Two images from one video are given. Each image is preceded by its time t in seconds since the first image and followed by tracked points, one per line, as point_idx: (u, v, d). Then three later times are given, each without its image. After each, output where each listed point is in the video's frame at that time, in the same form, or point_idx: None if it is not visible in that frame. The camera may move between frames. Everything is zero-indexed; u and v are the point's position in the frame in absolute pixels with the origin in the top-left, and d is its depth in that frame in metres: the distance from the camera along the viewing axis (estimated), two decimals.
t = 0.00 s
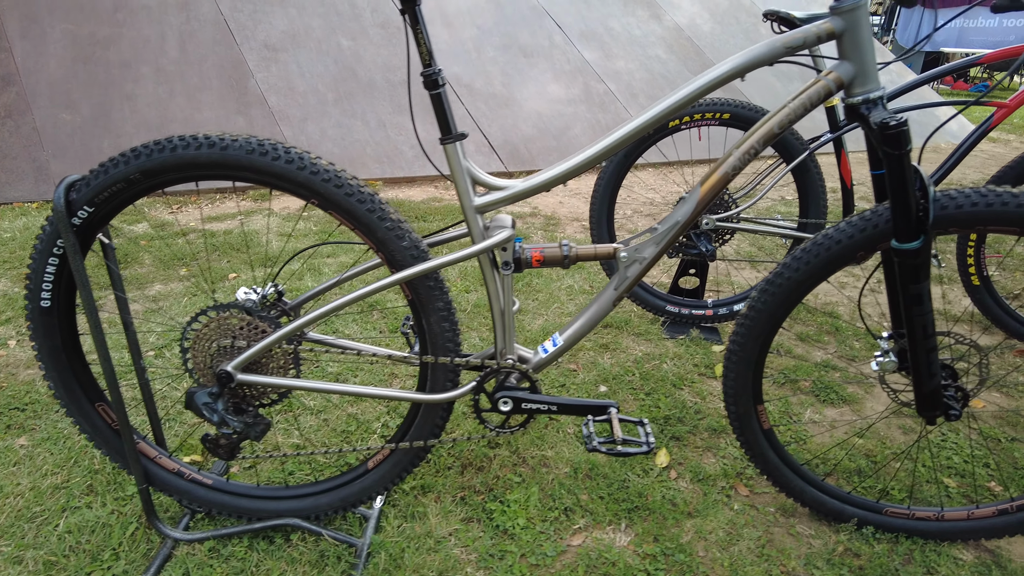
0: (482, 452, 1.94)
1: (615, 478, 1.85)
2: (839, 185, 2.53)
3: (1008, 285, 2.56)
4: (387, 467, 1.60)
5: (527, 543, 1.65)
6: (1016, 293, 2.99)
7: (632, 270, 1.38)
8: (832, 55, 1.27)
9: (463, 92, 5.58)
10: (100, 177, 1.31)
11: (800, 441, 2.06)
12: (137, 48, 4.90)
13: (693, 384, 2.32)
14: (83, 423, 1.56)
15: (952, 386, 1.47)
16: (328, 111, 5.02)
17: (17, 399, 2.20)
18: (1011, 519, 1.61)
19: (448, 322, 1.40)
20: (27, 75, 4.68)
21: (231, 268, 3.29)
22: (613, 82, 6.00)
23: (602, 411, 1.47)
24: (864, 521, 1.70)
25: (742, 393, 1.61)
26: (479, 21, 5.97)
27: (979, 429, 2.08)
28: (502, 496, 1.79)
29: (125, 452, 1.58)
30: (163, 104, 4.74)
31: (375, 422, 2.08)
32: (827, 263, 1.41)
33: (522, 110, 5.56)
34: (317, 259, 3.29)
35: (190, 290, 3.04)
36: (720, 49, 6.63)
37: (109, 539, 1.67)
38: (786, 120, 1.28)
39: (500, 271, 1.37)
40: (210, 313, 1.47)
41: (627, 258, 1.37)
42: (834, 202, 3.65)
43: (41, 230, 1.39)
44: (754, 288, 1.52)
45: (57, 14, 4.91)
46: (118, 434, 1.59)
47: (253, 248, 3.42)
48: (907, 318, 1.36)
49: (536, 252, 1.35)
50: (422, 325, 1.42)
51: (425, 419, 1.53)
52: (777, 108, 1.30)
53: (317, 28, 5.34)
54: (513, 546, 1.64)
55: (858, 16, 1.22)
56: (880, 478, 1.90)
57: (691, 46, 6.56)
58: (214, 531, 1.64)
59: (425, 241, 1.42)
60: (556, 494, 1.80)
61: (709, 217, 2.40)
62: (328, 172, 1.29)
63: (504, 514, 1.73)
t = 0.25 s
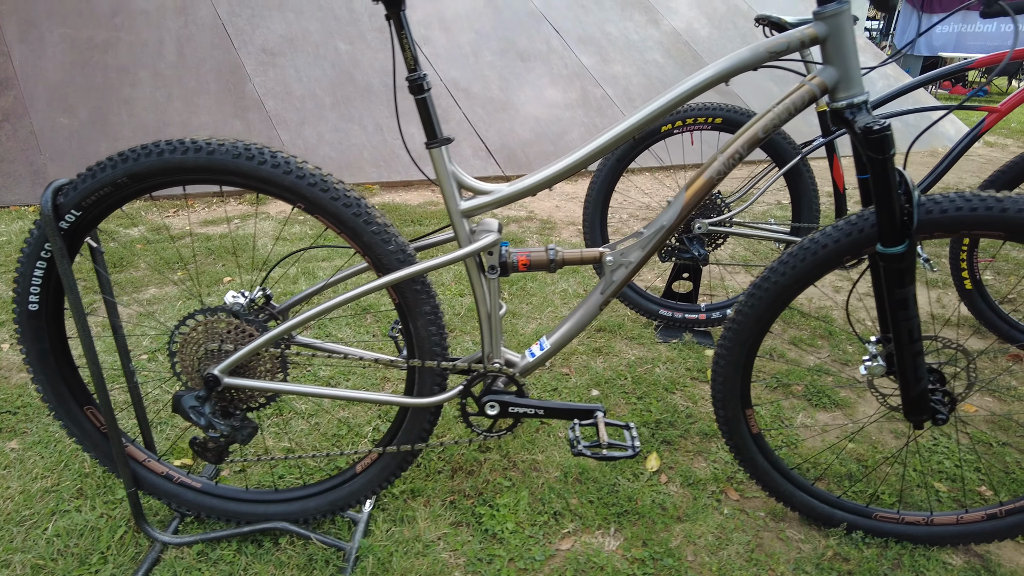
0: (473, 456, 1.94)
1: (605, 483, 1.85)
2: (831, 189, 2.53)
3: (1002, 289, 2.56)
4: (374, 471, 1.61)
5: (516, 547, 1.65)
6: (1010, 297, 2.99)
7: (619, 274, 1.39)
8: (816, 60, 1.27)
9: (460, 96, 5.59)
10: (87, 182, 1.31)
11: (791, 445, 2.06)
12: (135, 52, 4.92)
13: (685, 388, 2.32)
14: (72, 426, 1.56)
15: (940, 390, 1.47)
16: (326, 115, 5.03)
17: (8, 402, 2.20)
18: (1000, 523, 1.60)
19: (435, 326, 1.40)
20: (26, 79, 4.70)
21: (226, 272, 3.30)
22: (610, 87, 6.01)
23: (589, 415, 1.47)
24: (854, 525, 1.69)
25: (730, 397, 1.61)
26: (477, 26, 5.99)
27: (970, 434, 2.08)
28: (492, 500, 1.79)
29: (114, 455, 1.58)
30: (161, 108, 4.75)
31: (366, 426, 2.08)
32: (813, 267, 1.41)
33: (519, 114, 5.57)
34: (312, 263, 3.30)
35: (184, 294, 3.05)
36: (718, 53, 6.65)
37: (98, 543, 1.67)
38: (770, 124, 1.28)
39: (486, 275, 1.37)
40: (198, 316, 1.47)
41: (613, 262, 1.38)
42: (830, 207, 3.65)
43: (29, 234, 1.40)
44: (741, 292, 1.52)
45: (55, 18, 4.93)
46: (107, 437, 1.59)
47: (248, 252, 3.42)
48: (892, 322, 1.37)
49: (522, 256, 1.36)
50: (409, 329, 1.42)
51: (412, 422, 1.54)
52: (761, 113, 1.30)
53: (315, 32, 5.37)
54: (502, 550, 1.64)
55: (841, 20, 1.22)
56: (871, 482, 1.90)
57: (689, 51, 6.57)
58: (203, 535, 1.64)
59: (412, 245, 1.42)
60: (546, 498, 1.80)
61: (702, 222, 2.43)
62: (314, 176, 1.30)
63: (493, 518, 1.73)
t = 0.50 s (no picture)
0: (464, 460, 1.94)
1: (596, 487, 1.85)
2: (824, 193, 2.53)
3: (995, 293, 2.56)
4: (363, 475, 1.61)
5: (505, 552, 1.64)
6: (1005, 302, 2.99)
7: (606, 278, 1.39)
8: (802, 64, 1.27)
9: (458, 101, 5.60)
10: (75, 185, 1.31)
11: (783, 450, 2.05)
12: (133, 57, 4.93)
13: (678, 393, 2.32)
14: (60, 430, 1.56)
15: (928, 394, 1.47)
16: (323, 119, 5.04)
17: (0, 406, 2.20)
18: (990, 528, 1.60)
19: (423, 329, 1.40)
20: (24, 83, 4.71)
21: (221, 276, 3.30)
22: (608, 92, 6.02)
23: (576, 419, 1.47)
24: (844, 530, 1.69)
25: (720, 401, 1.60)
26: (475, 30, 6.01)
27: (963, 439, 2.07)
28: (482, 504, 1.79)
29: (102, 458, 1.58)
30: (158, 112, 4.77)
31: (357, 430, 2.08)
32: (801, 271, 1.41)
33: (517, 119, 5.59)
34: (307, 267, 3.30)
35: (178, 297, 3.05)
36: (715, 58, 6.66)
37: (86, 547, 1.66)
38: (756, 128, 1.28)
39: (473, 279, 1.38)
40: (186, 320, 1.47)
41: (600, 266, 1.38)
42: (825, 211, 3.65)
43: (17, 237, 1.40)
44: (730, 296, 1.52)
45: (54, 23, 4.95)
46: (95, 441, 1.59)
47: (243, 255, 3.42)
48: (880, 326, 1.37)
49: (509, 260, 1.36)
50: (396, 333, 1.42)
51: (400, 426, 1.53)
52: (747, 117, 1.31)
53: (313, 37, 5.38)
54: (491, 554, 1.64)
55: (825, 24, 1.22)
56: (863, 487, 1.89)
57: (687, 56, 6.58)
58: (191, 539, 1.64)
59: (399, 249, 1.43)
60: (536, 502, 1.79)
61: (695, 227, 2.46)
62: (301, 180, 1.31)
63: (482, 523, 1.73)
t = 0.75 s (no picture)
0: (455, 464, 1.93)
1: (587, 491, 1.84)
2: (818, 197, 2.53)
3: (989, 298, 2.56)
4: (351, 479, 1.60)
5: (493, 556, 1.64)
6: (1001, 306, 2.99)
7: (593, 281, 1.39)
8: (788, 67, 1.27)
9: (455, 105, 5.61)
10: (62, 188, 1.31)
11: (776, 454, 2.05)
12: (131, 61, 4.95)
13: (671, 397, 2.32)
14: (48, 433, 1.56)
15: (917, 398, 1.47)
16: (321, 123, 5.05)
17: None
18: (981, 532, 1.59)
19: (410, 333, 1.40)
20: (21, 88, 4.73)
21: (215, 280, 3.30)
22: (606, 96, 6.03)
23: (563, 422, 1.46)
24: (835, 534, 1.68)
25: (709, 405, 1.60)
26: (473, 35, 6.03)
27: (955, 443, 2.07)
28: (472, 508, 1.79)
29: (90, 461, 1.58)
30: (156, 116, 4.78)
31: (348, 434, 2.07)
32: (789, 274, 1.41)
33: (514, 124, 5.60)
34: (302, 271, 3.31)
35: (173, 301, 3.06)
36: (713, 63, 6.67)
37: (74, 551, 1.66)
38: (742, 131, 1.28)
39: (461, 282, 1.38)
40: (174, 323, 1.47)
41: (587, 269, 1.38)
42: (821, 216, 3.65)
43: (5, 240, 1.40)
44: (718, 299, 1.52)
45: (52, 27, 4.97)
46: (84, 444, 1.58)
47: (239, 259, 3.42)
48: (868, 329, 1.36)
49: (496, 263, 1.36)
50: (384, 336, 1.42)
51: (388, 430, 1.53)
52: (733, 120, 1.31)
53: (311, 41, 5.40)
54: (480, 558, 1.63)
55: (811, 28, 1.22)
56: (854, 491, 1.89)
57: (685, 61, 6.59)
58: (180, 542, 1.63)
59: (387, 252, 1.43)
60: (526, 506, 1.79)
61: (688, 232, 2.47)
62: (288, 183, 1.31)
63: (472, 527, 1.72)
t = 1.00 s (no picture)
0: (447, 467, 1.93)
1: (578, 494, 1.84)
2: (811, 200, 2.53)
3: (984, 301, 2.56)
4: (340, 482, 1.60)
5: (484, 559, 1.64)
6: (997, 310, 2.98)
7: (581, 284, 1.39)
8: (774, 70, 1.27)
9: (453, 110, 5.63)
10: (51, 191, 1.31)
11: (769, 457, 2.04)
12: (129, 65, 4.97)
13: (664, 400, 2.31)
14: (38, 436, 1.56)
15: (907, 401, 1.47)
16: (318, 127, 5.06)
17: None
18: (973, 536, 1.59)
19: (399, 336, 1.40)
20: (20, 91, 4.75)
21: (211, 283, 3.30)
22: (603, 101, 6.04)
23: (552, 425, 1.46)
24: (826, 538, 1.68)
25: (699, 408, 1.60)
26: (470, 40, 6.04)
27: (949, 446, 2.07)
28: (463, 512, 1.78)
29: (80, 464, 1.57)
30: (154, 120, 4.79)
31: (341, 438, 2.07)
32: (777, 277, 1.41)
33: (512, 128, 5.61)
34: (297, 275, 3.31)
35: (168, 305, 3.06)
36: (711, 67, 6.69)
37: (63, 554, 1.65)
38: (729, 134, 1.28)
39: (449, 284, 1.38)
40: (163, 325, 1.47)
41: (576, 272, 1.39)
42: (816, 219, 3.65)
43: None
44: (708, 303, 1.52)
45: (51, 31, 4.99)
46: (73, 446, 1.58)
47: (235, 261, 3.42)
48: (856, 332, 1.36)
49: (485, 266, 1.35)
50: (373, 339, 1.42)
51: (377, 433, 1.53)
52: (721, 123, 1.31)
53: (309, 45, 5.41)
54: (470, 562, 1.63)
55: (797, 31, 1.22)
56: (847, 495, 1.88)
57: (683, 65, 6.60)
58: (170, 545, 1.63)
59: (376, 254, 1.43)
60: (517, 510, 1.79)
61: (681, 235, 2.48)
62: (276, 186, 1.31)
63: (463, 530, 1.72)
